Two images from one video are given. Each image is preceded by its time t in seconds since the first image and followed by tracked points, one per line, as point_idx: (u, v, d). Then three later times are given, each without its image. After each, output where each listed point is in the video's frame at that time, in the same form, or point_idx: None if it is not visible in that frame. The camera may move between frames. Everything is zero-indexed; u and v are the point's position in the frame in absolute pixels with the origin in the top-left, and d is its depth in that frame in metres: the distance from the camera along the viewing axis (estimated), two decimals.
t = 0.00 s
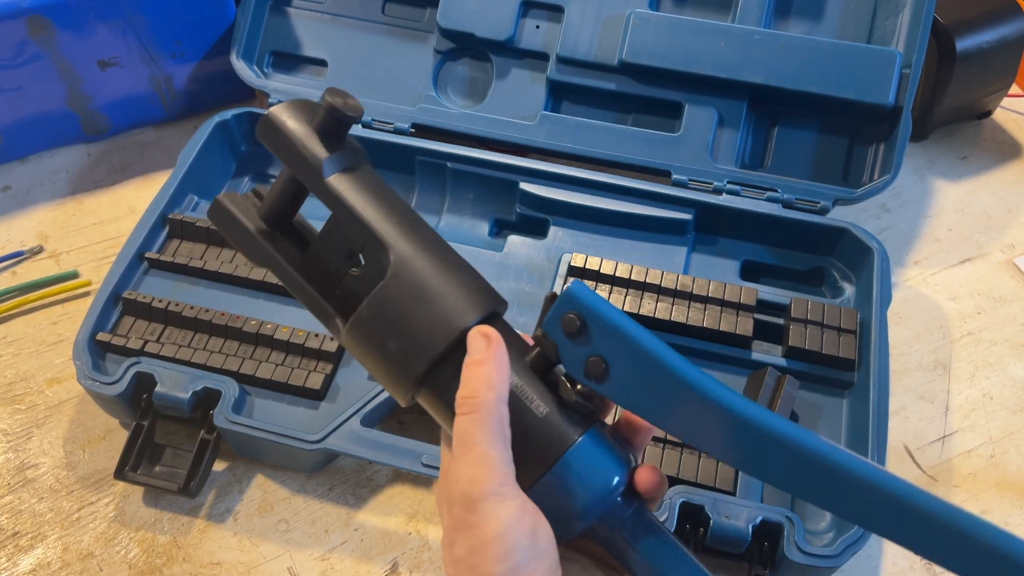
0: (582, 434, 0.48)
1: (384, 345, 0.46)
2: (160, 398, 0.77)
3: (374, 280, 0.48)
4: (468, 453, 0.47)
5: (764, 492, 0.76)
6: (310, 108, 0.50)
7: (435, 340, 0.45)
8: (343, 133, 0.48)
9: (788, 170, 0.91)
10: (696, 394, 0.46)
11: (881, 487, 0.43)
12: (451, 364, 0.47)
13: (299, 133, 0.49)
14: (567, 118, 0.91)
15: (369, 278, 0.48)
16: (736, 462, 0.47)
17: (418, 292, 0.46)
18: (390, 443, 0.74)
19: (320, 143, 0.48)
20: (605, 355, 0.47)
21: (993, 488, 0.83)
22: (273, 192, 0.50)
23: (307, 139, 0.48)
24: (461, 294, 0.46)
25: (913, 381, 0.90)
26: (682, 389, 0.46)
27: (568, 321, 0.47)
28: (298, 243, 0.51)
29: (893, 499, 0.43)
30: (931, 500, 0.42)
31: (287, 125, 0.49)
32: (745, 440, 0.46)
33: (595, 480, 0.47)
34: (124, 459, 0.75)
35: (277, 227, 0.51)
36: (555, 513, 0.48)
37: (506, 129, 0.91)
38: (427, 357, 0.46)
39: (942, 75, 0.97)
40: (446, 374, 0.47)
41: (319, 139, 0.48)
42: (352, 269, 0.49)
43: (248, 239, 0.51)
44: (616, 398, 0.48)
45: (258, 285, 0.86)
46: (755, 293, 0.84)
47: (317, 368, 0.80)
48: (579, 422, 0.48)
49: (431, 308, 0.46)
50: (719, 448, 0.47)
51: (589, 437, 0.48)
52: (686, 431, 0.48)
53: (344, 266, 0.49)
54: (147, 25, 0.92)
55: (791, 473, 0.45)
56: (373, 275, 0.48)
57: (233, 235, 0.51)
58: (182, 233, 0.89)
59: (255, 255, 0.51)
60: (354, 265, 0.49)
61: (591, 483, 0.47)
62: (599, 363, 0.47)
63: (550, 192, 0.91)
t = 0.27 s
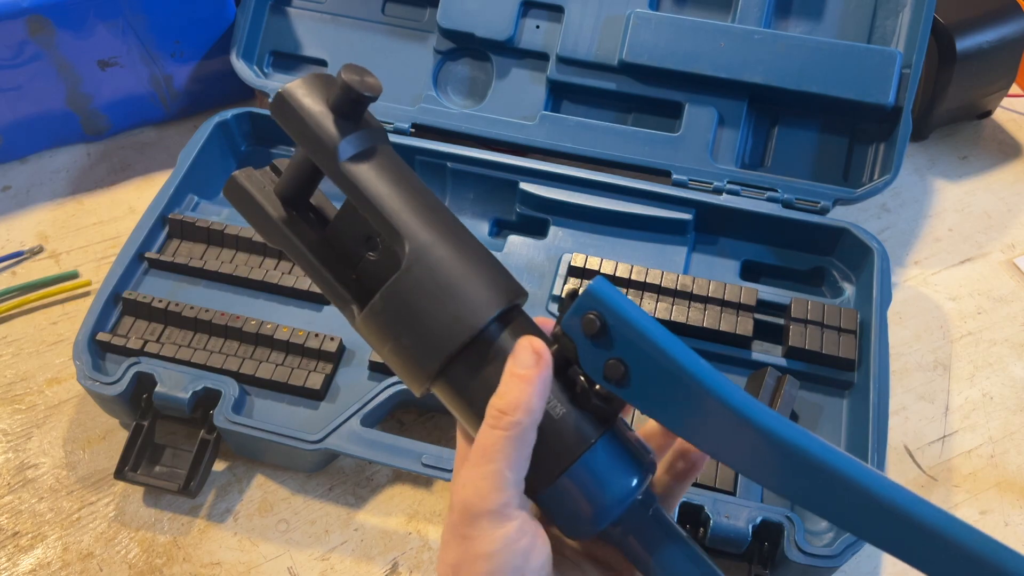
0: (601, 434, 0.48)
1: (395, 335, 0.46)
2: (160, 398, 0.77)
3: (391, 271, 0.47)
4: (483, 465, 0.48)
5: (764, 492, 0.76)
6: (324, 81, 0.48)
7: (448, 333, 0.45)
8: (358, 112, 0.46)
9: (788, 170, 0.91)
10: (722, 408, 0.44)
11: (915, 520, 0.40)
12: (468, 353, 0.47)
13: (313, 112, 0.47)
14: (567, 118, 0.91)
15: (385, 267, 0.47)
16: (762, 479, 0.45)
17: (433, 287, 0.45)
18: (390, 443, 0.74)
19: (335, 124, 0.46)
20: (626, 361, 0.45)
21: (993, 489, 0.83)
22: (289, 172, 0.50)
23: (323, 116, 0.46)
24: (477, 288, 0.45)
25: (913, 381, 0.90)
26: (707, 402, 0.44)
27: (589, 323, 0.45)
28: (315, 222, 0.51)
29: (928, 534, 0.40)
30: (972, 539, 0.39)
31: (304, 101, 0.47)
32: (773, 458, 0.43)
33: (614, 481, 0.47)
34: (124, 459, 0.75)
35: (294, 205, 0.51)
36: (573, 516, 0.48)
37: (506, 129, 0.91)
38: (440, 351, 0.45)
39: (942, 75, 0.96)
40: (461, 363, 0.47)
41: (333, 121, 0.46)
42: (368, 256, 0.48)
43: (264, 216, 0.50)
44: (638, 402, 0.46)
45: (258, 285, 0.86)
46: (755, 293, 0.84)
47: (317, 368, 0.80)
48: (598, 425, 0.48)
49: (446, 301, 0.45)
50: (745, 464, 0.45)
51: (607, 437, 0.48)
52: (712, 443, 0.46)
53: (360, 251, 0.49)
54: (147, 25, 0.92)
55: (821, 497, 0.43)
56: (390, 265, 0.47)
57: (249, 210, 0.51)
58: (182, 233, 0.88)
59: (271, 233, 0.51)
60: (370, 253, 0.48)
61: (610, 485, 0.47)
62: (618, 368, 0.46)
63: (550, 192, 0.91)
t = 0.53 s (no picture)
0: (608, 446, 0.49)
1: (411, 368, 0.48)
2: (160, 398, 0.77)
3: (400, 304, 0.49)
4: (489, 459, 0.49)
5: (764, 492, 0.76)
6: (324, 137, 0.51)
7: (459, 365, 0.47)
8: (359, 163, 0.49)
9: (788, 170, 0.91)
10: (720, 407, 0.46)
11: (908, 500, 0.43)
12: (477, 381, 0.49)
13: (317, 166, 0.49)
14: (567, 118, 0.91)
15: (395, 301, 0.49)
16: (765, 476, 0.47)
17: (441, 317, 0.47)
18: (390, 443, 0.74)
19: (339, 176, 0.49)
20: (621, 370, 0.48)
21: (993, 489, 0.83)
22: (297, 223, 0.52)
23: (327, 172, 0.49)
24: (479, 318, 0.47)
25: (913, 381, 0.90)
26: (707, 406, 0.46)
27: (588, 335, 0.48)
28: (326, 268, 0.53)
29: (921, 511, 0.43)
30: (960, 511, 0.42)
31: (307, 159, 0.49)
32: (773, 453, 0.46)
33: (623, 488, 0.48)
34: (124, 459, 0.75)
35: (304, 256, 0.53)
36: (583, 521, 0.49)
37: (506, 129, 0.91)
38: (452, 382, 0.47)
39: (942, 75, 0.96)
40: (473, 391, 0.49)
41: (337, 172, 0.49)
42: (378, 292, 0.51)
43: (277, 271, 0.52)
44: (639, 411, 0.49)
45: (258, 285, 0.86)
46: (755, 293, 0.84)
47: (317, 368, 0.80)
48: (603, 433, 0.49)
49: (454, 332, 0.47)
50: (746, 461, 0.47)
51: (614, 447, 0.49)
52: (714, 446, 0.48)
53: (371, 291, 0.51)
54: (147, 25, 0.92)
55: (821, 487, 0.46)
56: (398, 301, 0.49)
57: (264, 267, 0.53)
58: (182, 233, 0.88)
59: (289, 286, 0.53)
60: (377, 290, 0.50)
61: (619, 491, 0.48)
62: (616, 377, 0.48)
63: (550, 192, 0.91)
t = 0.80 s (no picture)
0: (612, 450, 0.50)
1: (426, 359, 0.47)
2: (160, 398, 0.77)
3: (425, 298, 0.49)
4: (533, 421, 0.47)
5: (764, 491, 0.76)
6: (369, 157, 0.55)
7: (485, 354, 0.47)
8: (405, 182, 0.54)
9: (788, 170, 0.91)
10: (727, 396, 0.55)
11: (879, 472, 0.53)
12: (489, 383, 0.49)
13: (369, 164, 0.52)
14: (567, 118, 0.91)
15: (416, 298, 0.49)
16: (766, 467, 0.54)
17: (476, 308, 0.48)
18: (389, 443, 0.74)
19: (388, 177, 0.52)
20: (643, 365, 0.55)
21: (993, 489, 0.83)
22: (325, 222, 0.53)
23: (380, 171, 0.51)
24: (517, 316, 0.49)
25: (913, 381, 0.90)
26: (718, 398, 0.54)
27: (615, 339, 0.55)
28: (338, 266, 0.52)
29: (891, 482, 0.53)
30: (909, 484, 0.53)
31: (360, 155, 0.52)
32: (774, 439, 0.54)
33: (629, 492, 0.49)
34: (124, 459, 0.75)
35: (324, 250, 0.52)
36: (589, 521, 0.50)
37: (506, 129, 0.91)
38: (472, 373, 0.47)
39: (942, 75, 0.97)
40: (482, 394, 0.49)
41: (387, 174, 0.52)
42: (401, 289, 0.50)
43: (293, 255, 0.50)
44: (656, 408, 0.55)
45: (258, 285, 0.86)
46: (755, 293, 0.84)
47: (317, 368, 0.80)
48: (611, 434, 0.51)
49: (485, 324, 0.48)
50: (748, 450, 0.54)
51: (623, 449, 0.50)
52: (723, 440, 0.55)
53: (385, 290, 0.50)
54: (147, 25, 0.92)
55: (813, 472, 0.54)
56: (426, 295, 0.49)
57: (272, 248, 0.51)
58: (182, 233, 0.88)
59: (294, 270, 0.50)
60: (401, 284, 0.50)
61: (625, 495, 0.49)
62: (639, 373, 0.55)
63: (550, 192, 0.91)
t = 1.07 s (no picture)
0: (630, 454, 0.50)
1: (446, 357, 0.47)
2: (160, 398, 0.77)
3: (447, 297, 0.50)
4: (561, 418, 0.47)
5: (764, 491, 0.76)
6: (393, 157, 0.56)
7: (506, 353, 0.47)
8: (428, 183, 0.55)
9: (788, 170, 0.91)
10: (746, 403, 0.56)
11: (899, 483, 0.54)
12: (506, 385, 0.49)
13: (394, 163, 0.52)
14: (566, 118, 0.91)
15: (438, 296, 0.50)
16: (785, 475, 0.55)
17: (500, 307, 0.48)
18: (389, 443, 0.74)
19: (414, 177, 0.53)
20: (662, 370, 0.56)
21: (993, 489, 0.83)
22: (347, 217, 0.53)
23: (403, 170, 0.52)
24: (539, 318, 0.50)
25: (913, 381, 0.90)
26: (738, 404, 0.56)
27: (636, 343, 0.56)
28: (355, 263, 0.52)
29: (907, 491, 0.54)
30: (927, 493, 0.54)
31: (384, 153, 0.52)
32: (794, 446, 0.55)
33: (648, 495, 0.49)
34: (123, 459, 0.75)
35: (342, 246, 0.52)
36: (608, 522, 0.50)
37: (506, 129, 0.91)
38: (493, 370, 0.47)
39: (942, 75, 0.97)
40: (498, 394, 0.49)
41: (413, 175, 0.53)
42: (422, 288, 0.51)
43: (315, 249, 0.50)
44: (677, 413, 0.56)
45: (259, 285, 0.86)
46: (755, 293, 0.84)
47: (317, 368, 0.80)
48: (631, 438, 0.51)
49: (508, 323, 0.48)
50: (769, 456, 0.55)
51: (642, 453, 0.50)
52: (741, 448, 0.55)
53: (403, 288, 0.51)
54: (147, 25, 0.92)
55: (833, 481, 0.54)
56: (448, 294, 0.50)
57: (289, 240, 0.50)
58: (182, 233, 0.88)
59: (312, 265, 0.50)
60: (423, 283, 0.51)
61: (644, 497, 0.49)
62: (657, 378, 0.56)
63: (550, 192, 0.91)
